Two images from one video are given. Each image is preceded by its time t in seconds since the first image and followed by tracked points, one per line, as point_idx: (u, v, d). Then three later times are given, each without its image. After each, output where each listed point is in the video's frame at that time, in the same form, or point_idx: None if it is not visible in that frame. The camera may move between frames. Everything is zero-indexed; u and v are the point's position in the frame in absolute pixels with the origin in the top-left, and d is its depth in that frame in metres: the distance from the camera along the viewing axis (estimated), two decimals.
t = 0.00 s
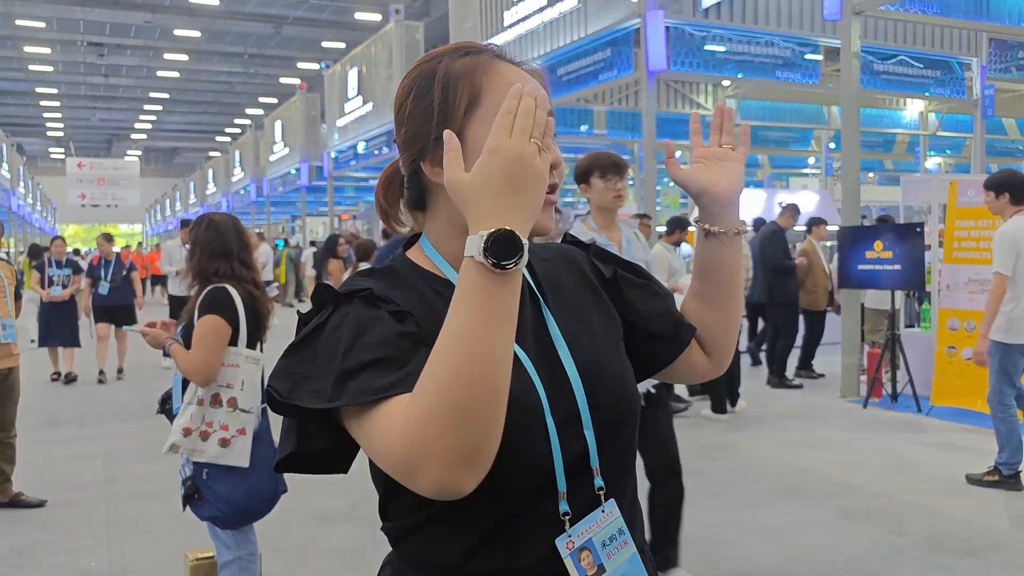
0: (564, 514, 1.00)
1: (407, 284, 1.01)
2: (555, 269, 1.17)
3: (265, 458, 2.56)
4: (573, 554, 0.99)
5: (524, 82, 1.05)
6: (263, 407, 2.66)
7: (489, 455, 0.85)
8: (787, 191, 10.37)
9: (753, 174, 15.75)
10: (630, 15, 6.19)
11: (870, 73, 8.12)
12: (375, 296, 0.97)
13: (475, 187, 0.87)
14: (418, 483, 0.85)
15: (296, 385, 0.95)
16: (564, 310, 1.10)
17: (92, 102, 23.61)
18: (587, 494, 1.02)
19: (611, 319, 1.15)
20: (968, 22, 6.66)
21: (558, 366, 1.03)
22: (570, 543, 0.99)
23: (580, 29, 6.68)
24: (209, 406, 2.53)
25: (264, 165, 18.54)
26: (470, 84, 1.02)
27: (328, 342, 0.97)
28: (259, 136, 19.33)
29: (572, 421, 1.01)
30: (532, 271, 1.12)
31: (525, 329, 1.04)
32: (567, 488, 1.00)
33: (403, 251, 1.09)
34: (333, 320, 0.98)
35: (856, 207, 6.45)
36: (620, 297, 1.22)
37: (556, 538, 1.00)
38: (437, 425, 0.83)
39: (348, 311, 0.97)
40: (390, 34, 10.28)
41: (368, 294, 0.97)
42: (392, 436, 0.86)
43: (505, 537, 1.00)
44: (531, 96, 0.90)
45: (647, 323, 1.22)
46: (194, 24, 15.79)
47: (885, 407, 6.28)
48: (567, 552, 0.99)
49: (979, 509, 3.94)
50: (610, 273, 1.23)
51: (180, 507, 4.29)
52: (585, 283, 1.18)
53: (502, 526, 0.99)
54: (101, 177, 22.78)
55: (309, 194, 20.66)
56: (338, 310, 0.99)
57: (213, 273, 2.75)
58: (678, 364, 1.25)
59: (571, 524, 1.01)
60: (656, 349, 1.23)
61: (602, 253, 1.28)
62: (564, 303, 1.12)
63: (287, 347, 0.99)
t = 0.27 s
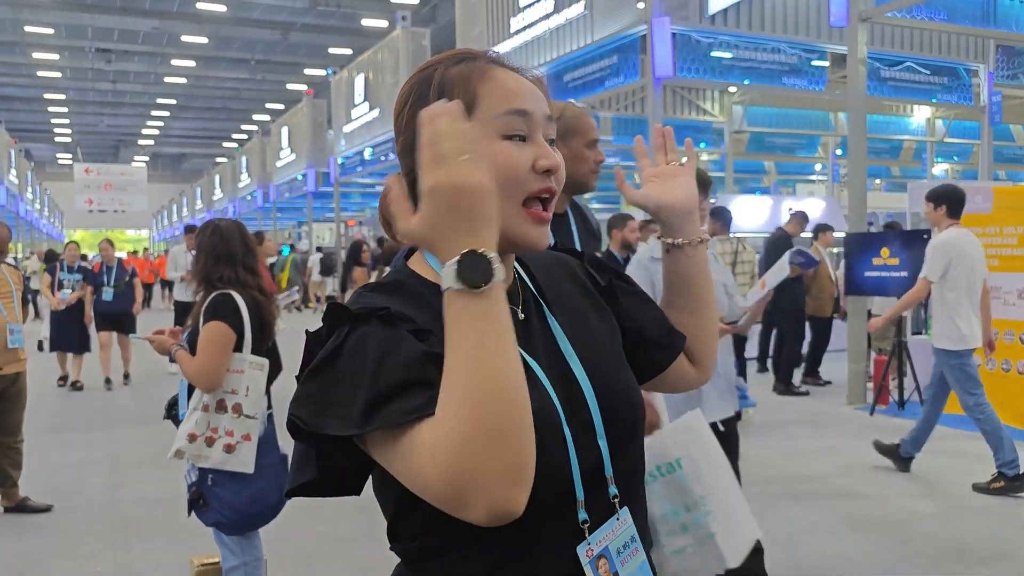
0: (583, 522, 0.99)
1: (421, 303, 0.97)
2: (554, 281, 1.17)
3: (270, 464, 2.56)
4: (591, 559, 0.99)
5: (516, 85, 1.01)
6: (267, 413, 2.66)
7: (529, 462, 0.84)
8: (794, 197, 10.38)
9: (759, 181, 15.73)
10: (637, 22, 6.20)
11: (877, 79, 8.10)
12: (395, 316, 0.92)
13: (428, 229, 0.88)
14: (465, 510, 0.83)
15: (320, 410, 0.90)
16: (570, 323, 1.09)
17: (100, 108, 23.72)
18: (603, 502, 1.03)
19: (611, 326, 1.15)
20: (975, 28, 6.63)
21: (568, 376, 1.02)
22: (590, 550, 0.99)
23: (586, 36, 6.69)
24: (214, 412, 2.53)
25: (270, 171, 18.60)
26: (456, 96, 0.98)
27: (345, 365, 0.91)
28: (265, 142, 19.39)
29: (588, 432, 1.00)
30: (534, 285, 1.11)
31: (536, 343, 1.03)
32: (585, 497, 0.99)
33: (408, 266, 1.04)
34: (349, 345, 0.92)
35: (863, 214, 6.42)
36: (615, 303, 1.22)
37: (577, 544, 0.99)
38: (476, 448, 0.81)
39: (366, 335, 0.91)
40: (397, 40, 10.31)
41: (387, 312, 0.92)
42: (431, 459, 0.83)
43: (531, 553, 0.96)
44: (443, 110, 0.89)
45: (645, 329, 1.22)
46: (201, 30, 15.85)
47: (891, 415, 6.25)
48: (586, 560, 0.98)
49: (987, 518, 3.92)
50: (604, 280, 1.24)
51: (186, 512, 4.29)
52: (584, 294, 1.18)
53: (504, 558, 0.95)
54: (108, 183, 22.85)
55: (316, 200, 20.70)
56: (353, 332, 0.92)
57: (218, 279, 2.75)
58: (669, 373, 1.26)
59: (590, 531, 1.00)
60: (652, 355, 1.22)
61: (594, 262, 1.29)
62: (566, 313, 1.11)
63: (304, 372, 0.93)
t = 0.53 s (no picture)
0: (590, 525, 1.02)
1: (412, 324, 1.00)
2: (552, 291, 1.18)
3: (272, 468, 2.57)
4: (595, 562, 1.02)
5: (499, 94, 1.04)
6: (269, 417, 2.66)
7: (513, 519, 0.92)
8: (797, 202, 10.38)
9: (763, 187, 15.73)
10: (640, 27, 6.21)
11: (880, 85, 8.10)
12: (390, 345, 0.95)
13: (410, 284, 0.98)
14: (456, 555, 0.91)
15: (314, 448, 0.94)
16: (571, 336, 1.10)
17: (104, 111, 23.78)
18: (611, 512, 1.06)
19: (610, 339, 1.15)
20: (978, 34, 6.63)
21: (570, 391, 1.03)
22: (595, 553, 1.02)
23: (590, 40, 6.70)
24: (217, 416, 2.53)
25: (274, 175, 18.63)
26: (441, 102, 1.05)
27: (339, 397, 0.95)
28: (269, 146, 19.41)
29: (589, 441, 1.02)
30: (533, 298, 1.13)
31: (536, 358, 1.05)
32: (590, 505, 1.03)
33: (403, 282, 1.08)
34: (341, 374, 0.96)
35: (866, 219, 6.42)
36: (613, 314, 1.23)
37: (584, 543, 1.02)
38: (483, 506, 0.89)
39: (358, 364, 0.95)
40: (401, 44, 10.32)
41: (381, 343, 0.95)
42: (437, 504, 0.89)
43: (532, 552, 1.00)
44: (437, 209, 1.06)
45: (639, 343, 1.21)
46: (205, 34, 15.89)
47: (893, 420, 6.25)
48: (591, 561, 1.02)
49: (989, 524, 3.91)
50: (604, 288, 1.25)
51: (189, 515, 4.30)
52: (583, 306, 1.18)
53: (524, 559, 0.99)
54: (112, 187, 22.87)
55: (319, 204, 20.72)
56: (347, 359, 0.96)
57: (222, 282, 2.76)
58: (659, 386, 1.27)
59: (596, 533, 1.04)
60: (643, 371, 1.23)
61: (593, 273, 1.28)
62: (568, 326, 1.12)
63: (298, 407, 0.97)
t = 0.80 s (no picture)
0: (572, 530, 1.02)
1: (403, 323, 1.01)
2: (549, 292, 1.19)
3: (272, 469, 2.57)
4: (575, 568, 1.01)
5: (494, 101, 1.05)
6: (270, 418, 2.67)
7: (486, 522, 0.93)
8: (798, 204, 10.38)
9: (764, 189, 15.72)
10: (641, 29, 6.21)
11: (881, 87, 8.10)
12: (377, 347, 0.96)
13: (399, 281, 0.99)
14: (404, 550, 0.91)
15: (290, 441, 0.96)
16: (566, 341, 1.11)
17: (106, 112, 23.82)
18: (597, 517, 1.06)
19: (605, 341, 1.16)
20: (979, 37, 6.63)
21: (564, 397, 1.04)
22: (575, 559, 1.01)
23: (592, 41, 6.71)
24: (218, 416, 2.54)
25: (275, 176, 18.65)
26: (434, 108, 1.06)
27: (325, 397, 0.96)
28: (270, 147, 19.43)
29: (578, 444, 1.03)
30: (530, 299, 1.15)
31: (530, 362, 1.06)
32: (576, 509, 1.03)
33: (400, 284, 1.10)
34: (330, 374, 0.97)
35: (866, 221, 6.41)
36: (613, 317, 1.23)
37: (562, 548, 1.02)
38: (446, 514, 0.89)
39: (346, 367, 0.96)
40: (402, 46, 10.35)
41: (368, 344, 0.97)
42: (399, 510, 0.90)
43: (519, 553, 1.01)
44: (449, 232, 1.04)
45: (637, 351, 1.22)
46: (207, 35, 15.91)
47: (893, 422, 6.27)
48: (571, 567, 1.01)
49: (989, 528, 3.91)
50: (604, 291, 1.26)
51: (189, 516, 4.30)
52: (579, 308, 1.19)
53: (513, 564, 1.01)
54: (114, 187, 22.90)
55: (320, 204, 20.74)
56: (335, 361, 0.97)
57: (226, 283, 2.77)
58: (666, 385, 1.29)
59: (578, 540, 1.03)
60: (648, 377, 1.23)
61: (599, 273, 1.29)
62: (567, 329, 1.14)
63: (283, 399, 0.98)
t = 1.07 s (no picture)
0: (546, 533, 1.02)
1: (391, 324, 1.04)
2: (544, 295, 1.20)
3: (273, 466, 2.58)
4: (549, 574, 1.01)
5: (476, 103, 1.05)
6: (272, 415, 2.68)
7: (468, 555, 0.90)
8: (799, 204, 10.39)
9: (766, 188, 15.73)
10: (642, 28, 6.21)
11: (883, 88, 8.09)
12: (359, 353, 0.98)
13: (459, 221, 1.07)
14: None
15: (277, 440, 0.98)
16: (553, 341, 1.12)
17: (108, 109, 23.83)
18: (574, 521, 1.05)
19: (594, 344, 1.16)
20: (980, 38, 6.63)
21: (547, 398, 1.04)
22: (549, 563, 1.01)
23: (593, 41, 6.71)
24: (220, 413, 2.55)
25: (277, 174, 18.67)
26: (417, 117, 1.08)
27: (312, 396, 0.99)
28: (272, 145, 19.45)
29: (558, 450, 1.03)
30: (523, 301, 1.16)
31: (513, 366, 1.06)
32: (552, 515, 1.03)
33: (397, 283, 1.12)
34: (317, 371, 1.00)
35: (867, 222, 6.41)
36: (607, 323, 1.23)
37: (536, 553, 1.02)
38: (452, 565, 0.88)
39: (332, 365, 0.99)
40: (404, 44, 10.36)
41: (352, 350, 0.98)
42: (377, 533, 0.91)
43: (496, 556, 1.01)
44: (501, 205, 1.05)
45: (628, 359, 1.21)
46: (209, 33, 15.91)
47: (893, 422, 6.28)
48: (543, 571, 1.01)
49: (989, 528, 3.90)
50: (600, 299, 1.25)
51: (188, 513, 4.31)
52: (570, 311, 1.20)
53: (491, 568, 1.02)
54: (115, 184, 22.90)
55: (322, 203, 20.75)
56: (323, 359, 1.00)
57: (230, 280, 2.78)
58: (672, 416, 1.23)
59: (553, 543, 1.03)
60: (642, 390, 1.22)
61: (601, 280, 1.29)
62: (555, 330, 1.14)
63: (276, 394, 1.01)
